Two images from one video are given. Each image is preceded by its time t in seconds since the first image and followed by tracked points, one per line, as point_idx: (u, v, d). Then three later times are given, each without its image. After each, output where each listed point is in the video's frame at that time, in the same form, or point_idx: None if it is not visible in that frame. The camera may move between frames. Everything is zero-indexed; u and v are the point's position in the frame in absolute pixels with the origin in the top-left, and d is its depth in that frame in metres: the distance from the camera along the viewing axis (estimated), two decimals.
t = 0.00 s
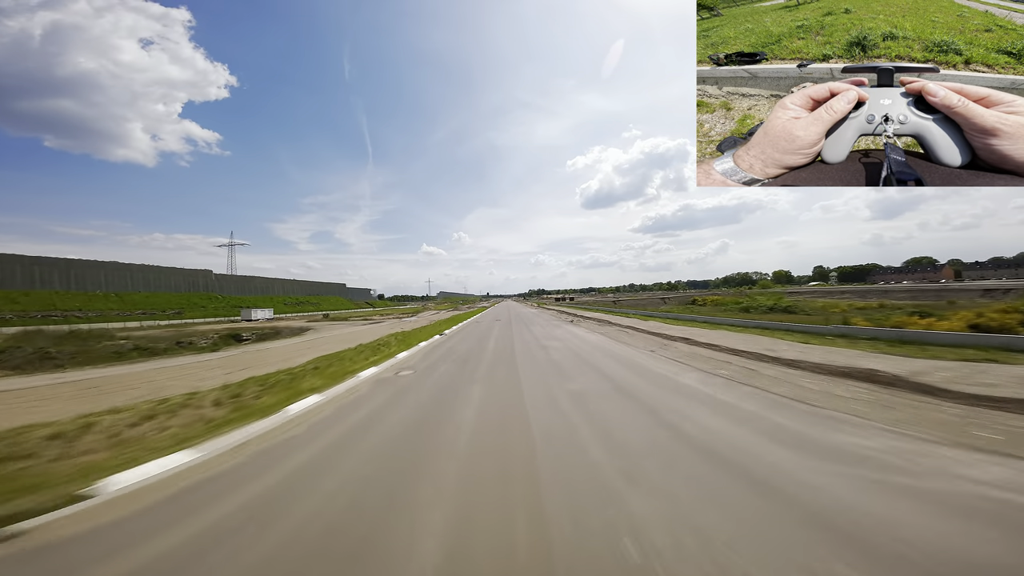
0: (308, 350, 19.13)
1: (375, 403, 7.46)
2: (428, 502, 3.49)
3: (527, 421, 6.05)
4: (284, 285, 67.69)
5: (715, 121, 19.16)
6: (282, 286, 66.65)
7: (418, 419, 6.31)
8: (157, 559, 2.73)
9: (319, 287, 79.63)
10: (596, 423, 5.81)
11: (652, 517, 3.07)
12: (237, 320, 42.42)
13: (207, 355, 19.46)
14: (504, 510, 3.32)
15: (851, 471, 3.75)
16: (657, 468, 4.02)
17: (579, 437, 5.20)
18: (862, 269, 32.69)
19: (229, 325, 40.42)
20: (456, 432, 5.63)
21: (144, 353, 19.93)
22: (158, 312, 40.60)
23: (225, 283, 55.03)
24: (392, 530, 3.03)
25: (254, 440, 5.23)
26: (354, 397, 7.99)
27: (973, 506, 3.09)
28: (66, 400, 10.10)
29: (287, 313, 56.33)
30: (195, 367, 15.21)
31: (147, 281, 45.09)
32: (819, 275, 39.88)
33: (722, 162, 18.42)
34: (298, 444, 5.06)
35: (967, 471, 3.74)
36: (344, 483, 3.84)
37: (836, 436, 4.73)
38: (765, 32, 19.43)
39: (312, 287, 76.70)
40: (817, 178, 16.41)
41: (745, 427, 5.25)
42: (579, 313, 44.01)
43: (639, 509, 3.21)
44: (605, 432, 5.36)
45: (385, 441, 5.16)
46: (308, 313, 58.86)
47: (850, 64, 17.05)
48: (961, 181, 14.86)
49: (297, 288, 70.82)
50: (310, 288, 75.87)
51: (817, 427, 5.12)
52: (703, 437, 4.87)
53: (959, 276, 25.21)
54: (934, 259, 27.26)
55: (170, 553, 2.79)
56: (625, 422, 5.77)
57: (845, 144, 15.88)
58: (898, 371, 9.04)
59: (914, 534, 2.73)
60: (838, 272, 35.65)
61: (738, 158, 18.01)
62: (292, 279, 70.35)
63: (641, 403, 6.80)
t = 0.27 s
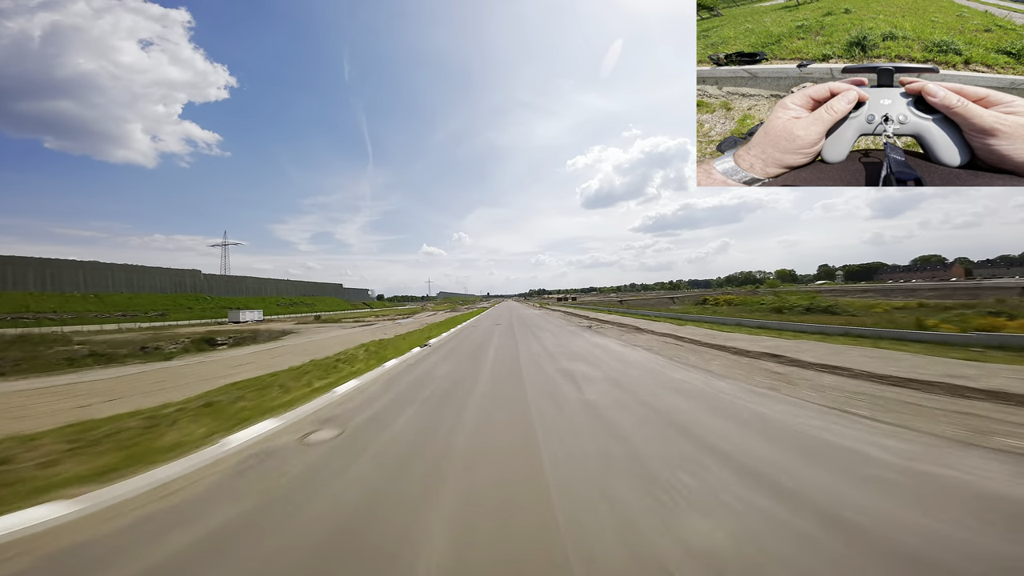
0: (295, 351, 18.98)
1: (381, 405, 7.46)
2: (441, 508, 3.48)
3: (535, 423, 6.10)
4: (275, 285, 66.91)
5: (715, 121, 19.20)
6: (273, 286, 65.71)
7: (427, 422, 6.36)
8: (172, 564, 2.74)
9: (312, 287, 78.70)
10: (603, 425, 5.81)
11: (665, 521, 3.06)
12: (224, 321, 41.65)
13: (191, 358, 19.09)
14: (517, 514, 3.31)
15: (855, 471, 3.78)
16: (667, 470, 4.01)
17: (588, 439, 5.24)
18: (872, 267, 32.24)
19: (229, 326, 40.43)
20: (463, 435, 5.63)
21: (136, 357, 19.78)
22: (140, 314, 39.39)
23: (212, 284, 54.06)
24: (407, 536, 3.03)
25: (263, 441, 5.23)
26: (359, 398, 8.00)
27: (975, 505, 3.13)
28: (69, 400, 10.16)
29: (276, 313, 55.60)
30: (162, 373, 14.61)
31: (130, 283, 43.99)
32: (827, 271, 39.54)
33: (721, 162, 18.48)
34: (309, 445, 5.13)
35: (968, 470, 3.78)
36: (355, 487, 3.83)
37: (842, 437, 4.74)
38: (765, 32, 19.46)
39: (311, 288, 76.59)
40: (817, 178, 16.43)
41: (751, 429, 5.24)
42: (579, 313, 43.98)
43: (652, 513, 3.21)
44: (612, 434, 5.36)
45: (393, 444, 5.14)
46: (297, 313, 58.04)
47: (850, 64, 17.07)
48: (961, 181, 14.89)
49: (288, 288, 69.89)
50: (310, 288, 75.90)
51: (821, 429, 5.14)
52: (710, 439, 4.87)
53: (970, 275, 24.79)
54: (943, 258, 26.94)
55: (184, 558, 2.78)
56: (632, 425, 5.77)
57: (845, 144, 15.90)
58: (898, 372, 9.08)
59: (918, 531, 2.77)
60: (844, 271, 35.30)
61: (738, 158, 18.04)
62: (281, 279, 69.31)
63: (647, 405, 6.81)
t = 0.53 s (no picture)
0: (294, 354, 19.01)
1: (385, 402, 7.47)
2: (448, 498, 3.47)
3: (540, 415, 6.09)
4: (266, 285, 65.78)
5: (715, 121, 19.20)
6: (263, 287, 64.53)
7: (432, 416, 6.34)
8: (178, 563, 2.73)
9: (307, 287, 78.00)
10: (608, 415, 5.81)
11: (673, 518, 3.03)
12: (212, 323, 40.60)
13: (181, 360, 18.84)
14: (524, 506, 3.30)
15: (857, 469, 3.77)
16: (673, 465, 4.00)
17: (594, 429, 5.23)
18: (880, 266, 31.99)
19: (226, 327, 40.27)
20: (468, 428, 5.62)
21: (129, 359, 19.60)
22: (120, 314, 37.88)
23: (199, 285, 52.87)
24: (414, 529, 3.01)
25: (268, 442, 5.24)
26: (363, 397, 8.04)
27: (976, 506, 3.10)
28: (69, 401, 10.20)
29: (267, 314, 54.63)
30: (154, 373, 14.38)
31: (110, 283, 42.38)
32: (831, 271, 39.56)
33: (721, 162, 18.47)
34: (315, 444, 5.13)
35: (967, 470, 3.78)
36: (361, 484, 3.81)
37: (842, 433, 4.74)
38: (765, 32, 19.46)
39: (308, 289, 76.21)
40: (817, 178, 16.42)
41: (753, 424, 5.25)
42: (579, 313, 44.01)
43: (659, 507, 3.19)
44: (617, 424, 5.33)
45: (399, 439, 5.13)
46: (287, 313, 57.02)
47: (850, 64, 17.05)
48: (961, 181, 14.88)
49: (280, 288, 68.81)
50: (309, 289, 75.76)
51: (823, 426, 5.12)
52: (713, 432, 4.86)
53: (980, 274, 24.86)
54: (954, 257, 26.65)
55: (187, 558, 2.76)
56: (637, 414, 5.74)
57: (845, 144, 15.89)
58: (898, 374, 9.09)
59: (919, 529, 2.74)
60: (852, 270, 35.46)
61: (738, 158, 18.03)
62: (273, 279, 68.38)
63: (647, 395, 6.81)
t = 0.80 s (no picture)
0: (293, 355, 19.03)
1: (386, 408, 7.50)
2: (451, 508, 3.50)
3: (543, 423, 6.12)
4: (258, 284, 64.97)
5: (715, 121, 19.19)
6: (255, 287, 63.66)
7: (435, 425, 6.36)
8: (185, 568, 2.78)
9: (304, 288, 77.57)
10: (610, 423, 5.84)
11: (673, 519, 3.08)
12: (199, 323, 39.66)
13: (181, 361, 18.85)
14: (527, 513, 3.34)
15: (854, 473, 3.78)
16: (671, 468, 4.05)
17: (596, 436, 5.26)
18: (887, 265, 31.81)
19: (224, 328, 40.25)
20: (470, 437, 5.66)
21: (128, 360, 19.61)
22: (97, 315, 36.52)
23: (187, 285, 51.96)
24: (419, 540, 3.04)
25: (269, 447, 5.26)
26: (363, 402, 8.07)
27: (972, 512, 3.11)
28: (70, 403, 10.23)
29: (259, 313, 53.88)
30: (154, 374, 14.40)
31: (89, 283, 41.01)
32: (839, 270, 39.50)
33: (721, 162, 18.46)
34: (318, 449, 5.17)
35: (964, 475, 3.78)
36: (365, 495, 3.84)
37: (839, 437, 4.78)
38: (765, 32, 19.44)
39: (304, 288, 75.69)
40: (817, 178, 16.40)
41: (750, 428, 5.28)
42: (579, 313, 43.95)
43: (659, 510, 3.24)
44: (617, 431, 5.39)
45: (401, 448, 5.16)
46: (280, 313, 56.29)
47: (850, 64, 17.03)
48: (962, 181, 14.85)
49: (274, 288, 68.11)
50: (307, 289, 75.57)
51: (821, 429, 5.14)
52: (710, 437, 4.92)
53: (992, 273, 24.66)
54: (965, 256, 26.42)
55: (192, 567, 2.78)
56: (636, 421, 5.80)
57: (845, 145, 15.87)
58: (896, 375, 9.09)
59: (914, 535, 2.75)
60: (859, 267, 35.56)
61: (737, 158, 18.02)
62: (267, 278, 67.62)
63: (646, 402, 6.87)
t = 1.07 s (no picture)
0: (293, 356, 19.02)
1: (389, 408, 7.58)
2: (459, 508, 3.58)
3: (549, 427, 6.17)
4: (249, 285, 63.87)
5: (715, 121, 19.18)
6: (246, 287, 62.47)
7: (440, 426, 6.40)
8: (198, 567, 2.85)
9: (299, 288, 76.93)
10: (614, 427, 5.88)
11: (679, 525, 3.14)
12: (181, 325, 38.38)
13: (179, 363, 18.81)
14: (534, 514, 3.41)
15: (853, 476, 3.82)
16: (674, 475, 4.12)
17: (601, 441, 5.31)
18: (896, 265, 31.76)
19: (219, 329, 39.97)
20: (474, 438, 5.73)
21: (125, 361, 19.53)
22: (71, 317, 35.19)
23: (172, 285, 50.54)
24: (429, 539, 3.11)
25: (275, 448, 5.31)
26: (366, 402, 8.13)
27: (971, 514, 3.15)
28: (70, 405, 10.25)
29: (250, 314, 52.81)
30: (152, 376, 14.38)
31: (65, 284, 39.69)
32: (846, 270, 39.80)
33: (720, 163, 18.46)
34: (325, 450, 5.21)
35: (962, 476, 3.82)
36: (373, 492, 3.92)
37: (838, 440, 4.82)
38: (765, 32, 19.45)
39: (298, 289, 74.82)
40: (817, 179, 16.40)
41: (749, 430, 5.34)
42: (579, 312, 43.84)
43: (665, 515, 3.31)
44: (620, 436, 5.46)
45: (408, 449, 5.23)
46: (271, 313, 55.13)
47: (850, 65, 17.03)
48: (963, 181, 14.85)
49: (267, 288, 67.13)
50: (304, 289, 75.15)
51: (821, 432, 5.17)
52: (710, 442, 5.00)
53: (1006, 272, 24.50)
54: (979, 255, 26.18)
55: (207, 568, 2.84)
56: (638, 426, 5.88)
57: (845, 146, 15.87)
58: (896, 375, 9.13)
59: (908, 538, 2.81)
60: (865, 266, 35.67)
61: (736, 159, 18.06)
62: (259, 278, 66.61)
63: (647, 405, 6.94)
